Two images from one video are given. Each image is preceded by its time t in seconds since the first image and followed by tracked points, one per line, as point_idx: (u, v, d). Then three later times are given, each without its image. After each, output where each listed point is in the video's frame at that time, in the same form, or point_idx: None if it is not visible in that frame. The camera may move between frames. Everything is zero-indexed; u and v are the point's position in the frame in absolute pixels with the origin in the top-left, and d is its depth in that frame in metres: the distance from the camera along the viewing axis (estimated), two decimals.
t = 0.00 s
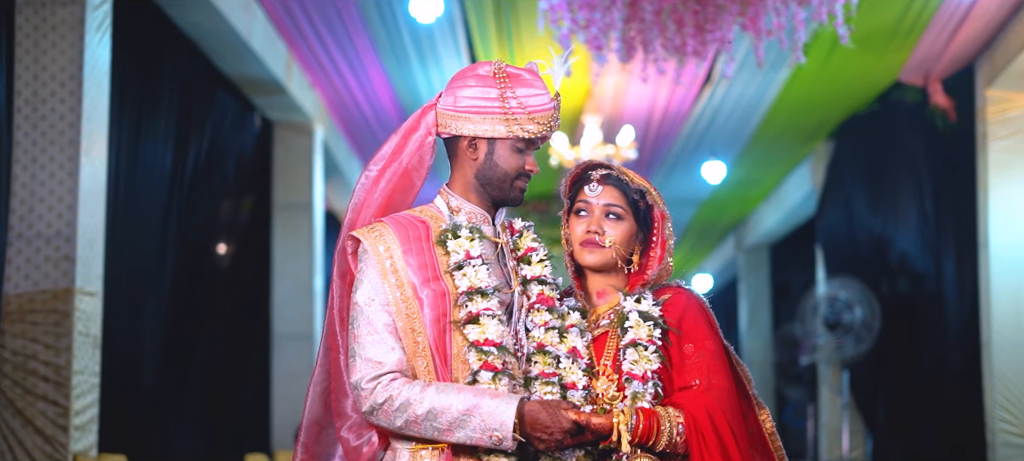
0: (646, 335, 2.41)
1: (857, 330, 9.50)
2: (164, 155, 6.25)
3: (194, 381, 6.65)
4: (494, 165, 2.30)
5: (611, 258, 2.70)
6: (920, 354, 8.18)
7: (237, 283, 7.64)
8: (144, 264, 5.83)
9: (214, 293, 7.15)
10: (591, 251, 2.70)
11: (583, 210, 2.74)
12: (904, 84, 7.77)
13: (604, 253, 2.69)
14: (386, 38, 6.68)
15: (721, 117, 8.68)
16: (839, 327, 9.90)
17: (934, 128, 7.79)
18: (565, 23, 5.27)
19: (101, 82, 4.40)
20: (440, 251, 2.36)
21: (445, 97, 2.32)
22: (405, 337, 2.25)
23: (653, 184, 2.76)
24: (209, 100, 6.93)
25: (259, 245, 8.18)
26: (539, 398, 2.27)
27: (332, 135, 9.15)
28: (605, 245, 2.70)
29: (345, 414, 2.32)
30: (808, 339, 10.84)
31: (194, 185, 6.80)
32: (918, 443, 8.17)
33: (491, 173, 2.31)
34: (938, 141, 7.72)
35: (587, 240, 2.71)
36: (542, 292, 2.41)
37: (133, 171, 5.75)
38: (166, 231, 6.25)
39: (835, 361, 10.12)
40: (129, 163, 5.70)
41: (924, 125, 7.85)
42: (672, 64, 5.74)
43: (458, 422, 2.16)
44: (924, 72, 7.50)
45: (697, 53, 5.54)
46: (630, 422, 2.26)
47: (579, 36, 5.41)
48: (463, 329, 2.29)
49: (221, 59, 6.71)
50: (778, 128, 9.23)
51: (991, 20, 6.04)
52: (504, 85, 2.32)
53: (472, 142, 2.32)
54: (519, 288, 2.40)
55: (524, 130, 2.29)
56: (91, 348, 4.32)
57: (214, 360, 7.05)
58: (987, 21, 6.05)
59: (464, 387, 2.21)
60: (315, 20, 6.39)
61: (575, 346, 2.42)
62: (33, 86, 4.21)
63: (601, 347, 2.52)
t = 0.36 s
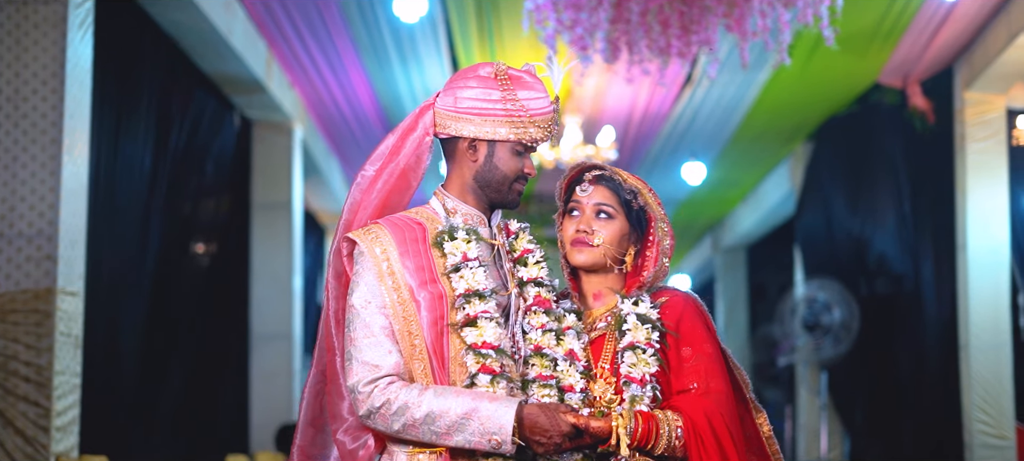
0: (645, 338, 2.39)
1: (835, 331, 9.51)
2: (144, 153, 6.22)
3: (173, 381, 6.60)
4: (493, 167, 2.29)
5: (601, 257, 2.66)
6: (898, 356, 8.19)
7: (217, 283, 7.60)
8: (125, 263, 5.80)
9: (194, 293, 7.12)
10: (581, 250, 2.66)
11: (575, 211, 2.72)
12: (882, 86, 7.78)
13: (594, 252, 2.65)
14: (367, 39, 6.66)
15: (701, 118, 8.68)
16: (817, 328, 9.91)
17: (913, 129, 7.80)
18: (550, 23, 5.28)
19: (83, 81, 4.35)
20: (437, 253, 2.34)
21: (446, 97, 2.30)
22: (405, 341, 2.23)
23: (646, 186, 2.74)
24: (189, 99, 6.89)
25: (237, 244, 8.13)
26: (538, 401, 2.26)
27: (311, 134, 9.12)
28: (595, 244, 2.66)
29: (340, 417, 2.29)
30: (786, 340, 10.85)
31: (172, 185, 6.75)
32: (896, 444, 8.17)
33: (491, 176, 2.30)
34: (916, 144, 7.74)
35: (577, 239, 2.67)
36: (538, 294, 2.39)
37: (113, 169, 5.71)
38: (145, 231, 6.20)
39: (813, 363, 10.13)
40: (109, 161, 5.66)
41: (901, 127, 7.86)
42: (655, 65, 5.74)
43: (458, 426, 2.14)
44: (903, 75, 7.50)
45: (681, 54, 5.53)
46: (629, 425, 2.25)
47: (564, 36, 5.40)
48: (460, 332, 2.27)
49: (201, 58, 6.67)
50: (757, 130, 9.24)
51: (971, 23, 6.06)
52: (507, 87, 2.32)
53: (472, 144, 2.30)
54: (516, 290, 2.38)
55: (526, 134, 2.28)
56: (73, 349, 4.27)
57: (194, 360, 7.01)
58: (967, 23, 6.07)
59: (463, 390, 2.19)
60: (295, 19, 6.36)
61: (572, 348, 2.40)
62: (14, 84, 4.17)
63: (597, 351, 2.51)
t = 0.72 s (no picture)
0: (645, 341, 2.41)
1: (816, 332, 9.50)
2: (129, 151, 6.18)
3: (156, 381, 6.57)
4: (495, 169, 2.30)
5: (594, 256, 2.64)
6: (879, 357, 8.20)
7: (200, 283, 7.56)
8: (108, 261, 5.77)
9: (176, 293, 7.08)
10: (575, 249, 2.65)
11: (571, 211, 2.71)
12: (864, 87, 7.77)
13: (587, 251, 2.64)
14: (350, 39, 6.63)
15: (683, 119, 8.68)
16: (799, 329, 9.90)
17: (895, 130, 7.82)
18: (538, 23, 5.29)
19: (68, 79, 4.32)
20: (436, 254, 2.32)
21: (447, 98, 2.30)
22: (405, 342, 2.21)
23: (643, 186, 2.72)
24: (171, 99, 6.83)
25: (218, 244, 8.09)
26: (537, 403, 2.24)
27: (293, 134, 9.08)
28: (588, 242, 2.65)
29: (337, 419, 2.27)
30: (767, 341, 10.87)
31: (154, 184, 6.72)
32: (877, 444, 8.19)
33: (492, 178, 2.31)
34: (897, 146, 7.75)
35: (571, 238, 2.66)
36: (538, 296, 2.38)
37: (98, 166, 5.67)
38: (128, 230, 6.17)
39: (794, 363, 10.14)
40: (94, 158, 5.62)
41: (882, 128, 7.87)
42: (641, 65, 5.73)
43: (459, 428, 2.12)
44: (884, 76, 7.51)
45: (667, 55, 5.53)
46: (629, 428, 2.26)
47: (551, 36, 5.40)
48: (460, 334, 2.26)
49: (184, 57, 6.64)
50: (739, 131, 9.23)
51: (953, 25, 6.07)
52: (509, 87, 2.32)
53: (473, 145, 2.30)
54: (515, 292, 2.36)
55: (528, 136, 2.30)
56: (57, 349, 4.23)
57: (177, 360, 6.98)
58: (949, 25, 6.08)
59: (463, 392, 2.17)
60: (278, 18, 6.33)
61: (572, 350, 2.40)
62: None
63: (597, 354, 2.52)
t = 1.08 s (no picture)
0: (642, 343, 2.44)
1: (796, 333, 9.55)
2: (111, 151, 6.15)
3: (136, 381, 6.53)
4: (494, 171, 2.30)
5: (588, 256, 2.62)
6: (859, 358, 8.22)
7: (180, 283, 7.52)
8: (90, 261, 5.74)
9: (156, 292, 7.04)
10: (569, 249, 2.63)
11: (566, 211, 2.70)
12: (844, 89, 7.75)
13: (581, 251, 2.62)
14: (332, 38, 6.62)
15: (663, 120, 8.67)
16: (778, 330, 9.93)
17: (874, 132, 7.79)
18: (523, 23, 5.28)
19: (51, 77, 4.28)
20: (432, 256, 2.31)
21: (446, 98, 2.30)
22: (401, 344, 2.19)
23: (639, 188, 2.71)
24: (152, 98, 6.79)
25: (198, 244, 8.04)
26: (535, 405, 2.23)
27: (273, 133, 9.03)
28: (582, 242, 2.63)
29: (334, 422, 2.26)
30: (746, 342, 10.88)
31: (134, 184, 6.68)
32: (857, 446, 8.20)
33: (491, 179, 2.30)
34: (876, 148, 7.76)
35: (566, 237, 2.65)
36: (534, 297, 2.37)
37: (80, 166, 5.64)
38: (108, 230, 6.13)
39: (773, 365, 10.15)
40: (77, 157, 5.60)
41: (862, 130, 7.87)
42: (626, 66, 5.73)
43: (457, 431, 2.11)
44: (863, 78, 7.52)
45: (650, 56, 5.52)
46: (628, 431, 2.26)
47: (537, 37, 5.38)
48: (457, 336, 2.24)
49: (166, 57, 6.60)
50: (719, 131, 9.23)
51: (933, 28, 6.07)
52: (508, 90, 2.32)
53: (471, 147, 2.30)
54: (511, 293, 2.35)
55: (527, 138, 2.30)
56: (40, 349, 4.21)
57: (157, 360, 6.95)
58: (928, 27, 6.08)
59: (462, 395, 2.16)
60: (259, 17, 6.30)
61: (569, 352, 2.40)
62: None
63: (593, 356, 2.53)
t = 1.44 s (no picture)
0: (641, 345, 2.45)
1: (776, 333, 9.64)
2: (92, 150, 6.12)
3: (117, 380, 6.49)
4: (492, 172, 2.29)
5: (585, 256, 2.62)
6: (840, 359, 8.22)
7: (160, 283, 7.48)
8: (73, 260, 5.71)
9: (138, 292, 7.00)
10: (565, 249, 2.63)
11: (563, 212, 2.69)
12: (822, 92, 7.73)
13: (578, 250, 2.62)
14: (315, 38, 6.59)
15: (645, 120, 8.65)
16: (760, 331, 10.02)
17: (855, 134, 7.78)
18: (510, 23, 5.26)
19: (35, 76, 4.25)
20: (430, 257, 2.29)
21: (444, 97, 2.30)
22: (399, 345, 2.18)
23: (636, 189, 2.70)
24: (133, 96, 6.74)
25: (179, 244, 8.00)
26: (533, 407, 2.22)
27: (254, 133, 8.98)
28: (579, 242, 2.62)
29: (331, 424, 2.24)
30: (727, 343, 10.88)
31: (115, 182, 6.62)
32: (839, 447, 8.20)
33: (490, 180, 2.30)
34: (857, 150, 7.76)
35: (563, 237, 2.64)
36: (532, 299, 2.37)
37: (63, 164, 5.61)
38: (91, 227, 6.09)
39: (754, 365, 10.16)
40: (59, 153, 5.55)
41: (843, 132, 7.87)
42: (612, 66, 5.72)
43: (456, 433, 2.09)
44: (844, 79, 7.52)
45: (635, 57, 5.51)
46: (627, 433, 2.27)
47: (523, 37, 5.38)
48: (455, 337, 2.23)
49: (146, 55, 6.57)
50: (700, 132, 9.23)
51: (913, 31, 6.09)
52: (507, 90, 2.32)
53: (470, 147, 2.29)
54: (509, 294, 2.35)
55: (525, 138, 2.30)
56: (23, 350, 4.18)
57: (138, 360, 6.92)
58: (908, 31, 6.09)
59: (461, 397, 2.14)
60: (242, 15, 6.27)
61: (567, 354, 2.39)
62: None
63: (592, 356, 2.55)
